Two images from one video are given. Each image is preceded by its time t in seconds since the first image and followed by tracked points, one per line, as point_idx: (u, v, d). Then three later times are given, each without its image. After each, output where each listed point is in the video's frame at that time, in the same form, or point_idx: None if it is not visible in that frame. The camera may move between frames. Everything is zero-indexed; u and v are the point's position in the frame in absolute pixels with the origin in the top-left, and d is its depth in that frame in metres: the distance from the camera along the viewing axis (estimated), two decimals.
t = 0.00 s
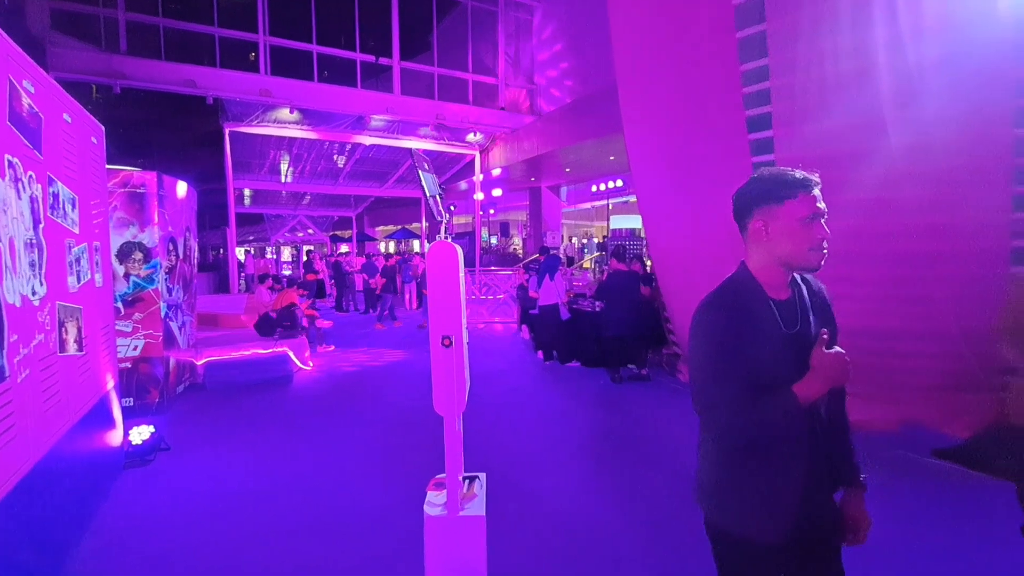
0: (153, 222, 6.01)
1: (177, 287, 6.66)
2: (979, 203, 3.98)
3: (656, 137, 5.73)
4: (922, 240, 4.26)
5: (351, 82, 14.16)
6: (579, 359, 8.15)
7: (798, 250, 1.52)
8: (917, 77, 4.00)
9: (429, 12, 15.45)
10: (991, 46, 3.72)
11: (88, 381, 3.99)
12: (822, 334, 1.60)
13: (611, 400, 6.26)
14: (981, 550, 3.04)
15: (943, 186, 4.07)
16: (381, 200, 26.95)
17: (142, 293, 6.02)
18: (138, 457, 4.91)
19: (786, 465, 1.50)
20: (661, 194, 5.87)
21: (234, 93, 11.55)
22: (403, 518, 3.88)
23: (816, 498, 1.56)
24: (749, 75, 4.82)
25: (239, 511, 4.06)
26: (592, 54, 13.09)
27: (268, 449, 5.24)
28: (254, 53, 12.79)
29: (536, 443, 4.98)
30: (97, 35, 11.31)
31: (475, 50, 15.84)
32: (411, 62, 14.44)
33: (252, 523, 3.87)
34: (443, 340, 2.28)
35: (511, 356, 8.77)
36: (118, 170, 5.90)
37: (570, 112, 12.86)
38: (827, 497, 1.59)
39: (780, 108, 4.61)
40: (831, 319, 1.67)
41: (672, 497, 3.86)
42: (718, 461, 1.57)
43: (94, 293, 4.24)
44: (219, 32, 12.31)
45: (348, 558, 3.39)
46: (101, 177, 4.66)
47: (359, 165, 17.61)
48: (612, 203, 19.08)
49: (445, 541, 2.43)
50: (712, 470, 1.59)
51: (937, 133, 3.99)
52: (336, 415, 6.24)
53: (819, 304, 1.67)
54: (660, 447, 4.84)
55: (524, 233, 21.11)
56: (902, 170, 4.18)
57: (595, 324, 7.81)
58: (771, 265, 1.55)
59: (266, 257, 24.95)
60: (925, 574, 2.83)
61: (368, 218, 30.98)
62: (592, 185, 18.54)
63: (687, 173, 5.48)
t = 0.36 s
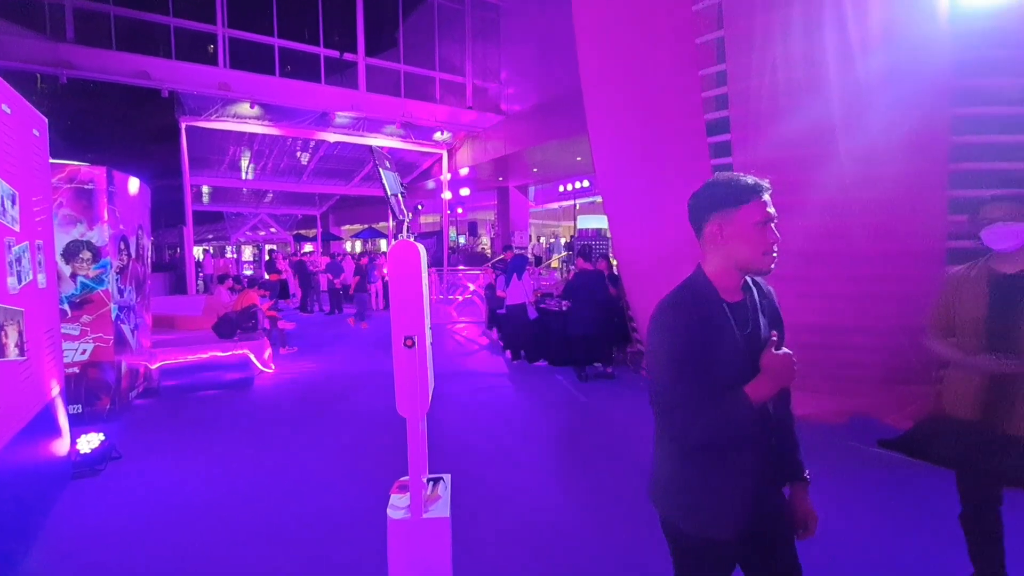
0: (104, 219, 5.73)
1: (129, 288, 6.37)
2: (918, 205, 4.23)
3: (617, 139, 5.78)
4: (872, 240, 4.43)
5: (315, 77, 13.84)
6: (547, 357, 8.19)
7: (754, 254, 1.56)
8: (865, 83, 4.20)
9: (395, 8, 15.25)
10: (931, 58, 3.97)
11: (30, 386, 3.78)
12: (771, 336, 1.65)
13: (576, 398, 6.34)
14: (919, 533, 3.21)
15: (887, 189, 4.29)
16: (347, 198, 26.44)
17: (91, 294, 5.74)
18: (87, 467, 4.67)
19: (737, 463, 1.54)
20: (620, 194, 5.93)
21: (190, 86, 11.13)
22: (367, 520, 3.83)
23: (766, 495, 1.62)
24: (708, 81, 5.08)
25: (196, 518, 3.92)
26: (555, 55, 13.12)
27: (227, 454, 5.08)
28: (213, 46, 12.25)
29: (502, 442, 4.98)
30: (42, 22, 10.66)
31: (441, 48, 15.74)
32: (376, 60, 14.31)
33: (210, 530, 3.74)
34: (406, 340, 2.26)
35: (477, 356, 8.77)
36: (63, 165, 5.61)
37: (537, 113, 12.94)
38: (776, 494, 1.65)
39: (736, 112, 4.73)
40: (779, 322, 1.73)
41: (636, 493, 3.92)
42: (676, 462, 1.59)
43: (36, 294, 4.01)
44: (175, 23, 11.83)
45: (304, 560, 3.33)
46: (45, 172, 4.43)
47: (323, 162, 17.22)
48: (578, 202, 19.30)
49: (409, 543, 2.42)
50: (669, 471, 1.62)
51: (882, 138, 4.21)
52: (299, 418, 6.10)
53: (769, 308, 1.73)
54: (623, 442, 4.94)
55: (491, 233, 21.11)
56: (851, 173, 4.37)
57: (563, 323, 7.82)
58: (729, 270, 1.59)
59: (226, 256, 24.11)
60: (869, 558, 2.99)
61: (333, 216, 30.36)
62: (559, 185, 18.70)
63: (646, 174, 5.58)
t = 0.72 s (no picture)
0: (39, 216, 5.42)
1: (69, 289, 6.03)
2: (859, 208, 4.46)
3: (575, 140, 5.84)
4: (818, 241, 4.64)
5: (272, 71, 13.42)
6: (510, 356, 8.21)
7: (696, 255, 1.62)
8: (812, 93, 4.38)
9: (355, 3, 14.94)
10: (872, 71, 4.20)
11: None
12: (716, 334, 1.72)
13: (538, 396, 6.40)
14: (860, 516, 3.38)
15: (831, 193, 4.51)
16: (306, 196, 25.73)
17: (28, 296, 5.37)
18: (24, 480, 4.40)
19: (682, 456, 1.59)
20: (580, 195, 6.00)
21: (137, 76, 10.63)
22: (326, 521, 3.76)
23: (713, 488, 1.67)
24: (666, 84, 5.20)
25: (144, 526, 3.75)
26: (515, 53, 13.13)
27: (177, 461, 4.88)
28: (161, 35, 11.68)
29: (464, 441, 4.98)
30: None
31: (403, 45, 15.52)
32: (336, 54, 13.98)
33: (159, 537, 3.59)
34: (362, 341, 2.23)
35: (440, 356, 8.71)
36: None
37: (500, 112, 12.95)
38: (722, 487, 1.70)
39: (691, 117, 4.90)
40: (724, 320, 1.80)
41: (594, 486, 3.99)
42: (626, 457, 1.64)
43: None
44: (120, 10, 11.10)
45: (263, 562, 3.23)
46: None
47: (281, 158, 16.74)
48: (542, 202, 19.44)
49: (366, 547, 2.39)
50: (620, 467, 1.66)
51: (827, 145, 4.42)
52: (254, 421, 5.92)
53: (715, 306, 1.79)
54: (583, 438, 5.02)
55: (455, 232, 21.02)
56: (798, 178, 4.57)
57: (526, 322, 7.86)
58: (675, 271, 1.65)
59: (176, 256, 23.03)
60: (811, 540, 3.15)
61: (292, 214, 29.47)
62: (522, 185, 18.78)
63: (605, 175, 5.67)
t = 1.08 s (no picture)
0: None
1: (5, 291, 5.65)
2: (811, 213, 4.69)
3: (538, 140, 5.85)
4: (769, 240, 4.82)
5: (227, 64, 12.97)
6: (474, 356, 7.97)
7: (647, 255, 1.65)
8: (767, 101, 4.57)
9: None
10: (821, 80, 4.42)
11: None
12: (668, 332, 1.77)
13: (501, 395, 6.41)
14: (809, 502, 3.53)
15: (788, 199, 4.69)
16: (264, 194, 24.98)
17: None
18: None
19: (636, 451, 1.61)
20: (543, 195, 6.04)
21: (82, 66, 10.07)
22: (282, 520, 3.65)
23: (668, 482, 1.71)
24: (626, 88, 5.33)
25: (91, 534, 3.55)
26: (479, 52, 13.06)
27: (124, 467, 4.65)
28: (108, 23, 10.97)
29: (427, 441, 4.92)
30: None
31: (365, 40, 15.22)
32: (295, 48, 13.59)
33: (107, 545, 3.41)
34: (318, 343, 2.19)
35: (404, 356, 8.61)
36: None
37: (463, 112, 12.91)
38: (676, 480, 1.75)
39: (653, 120, 5.02)
40: (676, 319, 1.85)
41: (554, 482, 4.03)
42: (583, 455, 1.66)
43: None
44: None
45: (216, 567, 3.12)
46: None
47: (238, 154, 16.17)
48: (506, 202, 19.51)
49: (324, 552, 2.34)
50: (578, 465, 1.67)
51: (783, 149, 4.59)
52: (208, 425, 5.70)
53: (667, 305, 1.84)
54: (546, 435, 5.05)
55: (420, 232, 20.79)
56: (755, 184, 4.73)
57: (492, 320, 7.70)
58: (628, 271, 1.68)
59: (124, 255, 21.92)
60: (764, 528, 3.26)
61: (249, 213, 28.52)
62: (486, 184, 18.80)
63: (568, 175, 5.72)
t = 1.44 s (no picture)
0: None
1: None
2: (764, 215, 4.84)
3: (501, 139, 5.88)
4: (723, 240, 4.98)
5: (179, 56, 12.41)
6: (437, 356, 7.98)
7: (599, 254, 1.69)
8: (723, 107, 4.67)
9: None
10: (772, 89, 4.52)
11: None
12: (621, 330, 1.81)
13: (464, 395, 6.40)
14: (760, 494, 3.67)
15: (747, 203, 4.84)
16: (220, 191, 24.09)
17: None
18: None
19: (592, 446, 1.64)
20: (507, 195, 6.06)
21: (20, 54, 9.47)
22: (235, 526, 3.53)
23: (624, 475, 1.74)
24: (587, 90, 5.39)
25: (28, 548, 3.35)
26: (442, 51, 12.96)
27: (65, 477, 4.40)
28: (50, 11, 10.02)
29: (389, 442, 4.87)
30: None
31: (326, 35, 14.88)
32: (251, 40, 13.17)
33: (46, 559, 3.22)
34: (271, 346, 2.13)
35: (366, 358, 8.47)
36: None
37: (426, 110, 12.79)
38: (632, 475, 1.77)
39: (613, 123, 5.14)
40: (629, 317, 1.89)
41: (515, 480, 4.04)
42: (540, 452, 1.67)
43: None
44: None
45: (168, 575, 3.02)
46: None
47: (191, 149, 15.57)
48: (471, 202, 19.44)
49: (278, 559, 2.28)
50: (535, 462, 1.69)
51: (737, 155, 4.73)
52: (157, 431, 5.46)
53: (620, 304, 1.88)
54: (508, 433, 5.07)
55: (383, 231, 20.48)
56: (711, 186, 4.88)
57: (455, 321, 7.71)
58: (581, 270, 1.72)
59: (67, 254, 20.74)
60: (718, 520, 3.37)
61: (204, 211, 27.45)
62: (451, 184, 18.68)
63: (529, 174, 5.77)
